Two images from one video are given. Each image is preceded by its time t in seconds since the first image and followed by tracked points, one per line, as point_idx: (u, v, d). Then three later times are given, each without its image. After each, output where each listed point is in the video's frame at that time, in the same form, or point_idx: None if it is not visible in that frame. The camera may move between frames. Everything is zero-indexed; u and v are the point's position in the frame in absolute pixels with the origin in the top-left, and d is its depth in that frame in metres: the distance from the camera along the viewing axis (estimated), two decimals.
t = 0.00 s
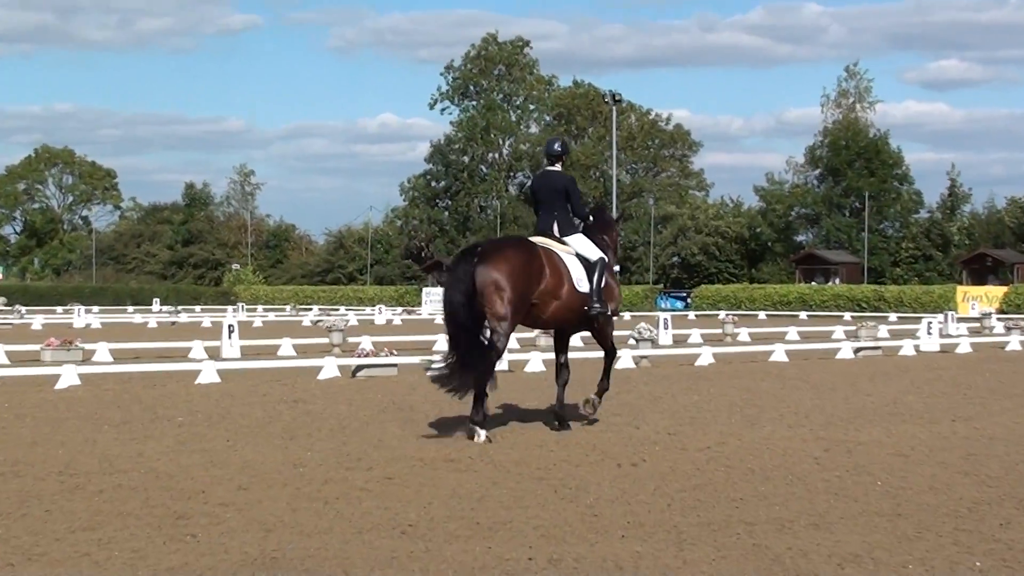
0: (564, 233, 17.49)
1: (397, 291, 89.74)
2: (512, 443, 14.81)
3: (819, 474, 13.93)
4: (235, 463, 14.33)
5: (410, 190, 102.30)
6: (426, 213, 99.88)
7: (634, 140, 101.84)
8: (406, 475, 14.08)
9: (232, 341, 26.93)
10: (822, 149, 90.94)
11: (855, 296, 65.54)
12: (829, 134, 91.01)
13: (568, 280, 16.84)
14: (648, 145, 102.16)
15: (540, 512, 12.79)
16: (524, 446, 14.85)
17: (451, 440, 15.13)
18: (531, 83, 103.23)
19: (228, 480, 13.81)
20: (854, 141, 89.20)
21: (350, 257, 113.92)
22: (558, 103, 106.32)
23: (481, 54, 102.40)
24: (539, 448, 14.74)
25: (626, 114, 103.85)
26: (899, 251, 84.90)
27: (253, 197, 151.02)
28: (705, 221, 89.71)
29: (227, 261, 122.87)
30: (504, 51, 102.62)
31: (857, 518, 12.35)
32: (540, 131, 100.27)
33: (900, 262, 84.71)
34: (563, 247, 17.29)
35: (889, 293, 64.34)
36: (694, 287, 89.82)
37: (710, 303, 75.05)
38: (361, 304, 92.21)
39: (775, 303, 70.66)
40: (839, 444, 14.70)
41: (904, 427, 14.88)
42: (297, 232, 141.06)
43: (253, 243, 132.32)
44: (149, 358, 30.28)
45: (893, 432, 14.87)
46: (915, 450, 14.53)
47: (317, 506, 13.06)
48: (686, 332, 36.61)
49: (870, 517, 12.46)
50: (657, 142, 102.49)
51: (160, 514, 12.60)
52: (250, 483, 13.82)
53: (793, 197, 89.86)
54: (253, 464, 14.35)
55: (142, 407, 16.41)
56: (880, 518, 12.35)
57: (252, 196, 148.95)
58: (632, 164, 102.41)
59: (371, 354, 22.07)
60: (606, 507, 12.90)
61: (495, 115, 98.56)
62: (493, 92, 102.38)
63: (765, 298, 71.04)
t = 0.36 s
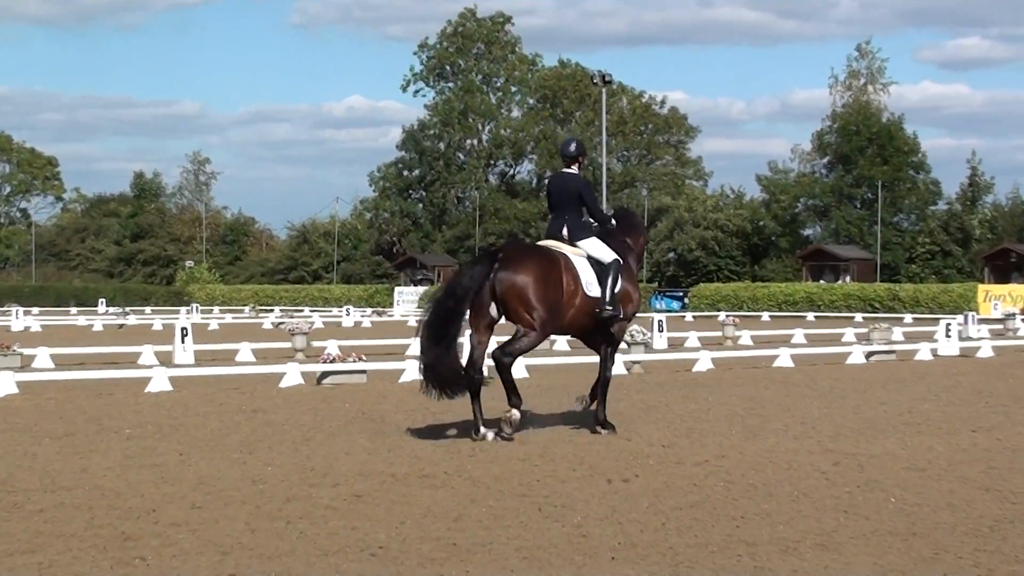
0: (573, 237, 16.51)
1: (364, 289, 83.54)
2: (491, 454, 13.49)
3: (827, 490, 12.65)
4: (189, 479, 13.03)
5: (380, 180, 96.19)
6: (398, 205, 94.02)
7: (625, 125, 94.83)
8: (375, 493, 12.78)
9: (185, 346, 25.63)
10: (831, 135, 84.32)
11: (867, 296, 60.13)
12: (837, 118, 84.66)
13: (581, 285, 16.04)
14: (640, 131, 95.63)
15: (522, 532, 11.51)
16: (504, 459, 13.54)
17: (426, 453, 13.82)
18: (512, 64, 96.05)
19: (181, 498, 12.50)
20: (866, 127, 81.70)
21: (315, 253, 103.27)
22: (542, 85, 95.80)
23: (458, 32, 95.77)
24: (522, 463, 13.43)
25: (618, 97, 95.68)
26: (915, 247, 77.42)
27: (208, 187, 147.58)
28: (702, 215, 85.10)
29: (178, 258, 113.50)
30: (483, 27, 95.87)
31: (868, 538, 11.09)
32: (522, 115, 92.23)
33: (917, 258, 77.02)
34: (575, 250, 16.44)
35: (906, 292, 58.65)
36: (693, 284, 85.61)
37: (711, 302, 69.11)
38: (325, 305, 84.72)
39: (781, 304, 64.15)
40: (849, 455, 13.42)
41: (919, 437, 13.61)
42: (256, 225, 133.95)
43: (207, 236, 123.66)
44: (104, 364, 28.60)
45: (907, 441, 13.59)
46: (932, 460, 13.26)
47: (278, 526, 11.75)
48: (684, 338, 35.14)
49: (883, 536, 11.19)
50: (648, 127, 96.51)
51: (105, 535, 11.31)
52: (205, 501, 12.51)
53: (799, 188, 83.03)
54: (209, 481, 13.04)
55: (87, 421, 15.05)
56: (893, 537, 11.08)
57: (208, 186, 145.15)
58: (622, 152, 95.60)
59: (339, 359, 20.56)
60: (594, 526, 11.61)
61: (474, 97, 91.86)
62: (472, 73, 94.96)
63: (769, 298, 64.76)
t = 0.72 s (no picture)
0: (595, 232, 15.80)
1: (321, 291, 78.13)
2: (462, 470, 12.26)
3: (831, 510, 11.39)
4: (129, 502, 11.70)
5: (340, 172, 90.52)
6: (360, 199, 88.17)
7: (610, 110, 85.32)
8: (334, 515, 11.48)
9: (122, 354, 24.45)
10: (835, 119, 82.84)
11: (874, 296, 56.77)
12: (842, 105, 82.68)
13: (605, 281, 15.25)
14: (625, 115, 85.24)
15: (495, 556, 10.22)
16: (476, 477, 12.30)
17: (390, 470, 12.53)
18: (484, 44, 90.09)
19: (119, 522, 11.15)
20: (873, 110, 80.45)
21: (268, 252, 95.84)
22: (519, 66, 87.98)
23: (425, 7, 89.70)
24: (497, 483, 12.18)
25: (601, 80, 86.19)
26: (926, 242, 75.63)
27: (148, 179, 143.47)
28: (694, 209, 82.07)
29: (118, 257, 105.24)
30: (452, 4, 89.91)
31: (879, 562, 9.82)
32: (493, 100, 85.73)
33: (928, 254, 75.17)
34: (596, 247, 15.69)
35: (917, 290, 55.74)
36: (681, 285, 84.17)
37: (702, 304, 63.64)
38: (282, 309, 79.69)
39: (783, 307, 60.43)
40: (855, 470, 12.22)
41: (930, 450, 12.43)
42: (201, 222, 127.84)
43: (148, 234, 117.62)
44: (51, 373, 27.05)
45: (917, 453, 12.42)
46: (944, 474, 12.09)
47: (227, 552, 10.42)
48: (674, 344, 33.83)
49: (894, 560, 9.92)
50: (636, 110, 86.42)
51: (33, 562, 9.96)
52: (146, 525, 11.18)
53: (801, 178, 81.34)
54: (151, 503, 11.71)
55: (15, 443, 13.66)
56: (905, 562, 9.80)
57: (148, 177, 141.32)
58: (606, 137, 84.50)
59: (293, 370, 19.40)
60: (574, 551, 10.34)
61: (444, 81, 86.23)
62: (440, 54, 89.37)
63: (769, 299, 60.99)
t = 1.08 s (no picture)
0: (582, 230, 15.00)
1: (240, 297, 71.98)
2: (397, 498, 11.13)
3: (802, 541, 10.20)
4: (25, 534, 10.29)
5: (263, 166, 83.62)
6: (286, 196, 81.65)
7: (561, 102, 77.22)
8: (255, 546, 10.13)
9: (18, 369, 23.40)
10: (808, 109, 77.77)
11: (849, 305, 51.07)
12: (816, 95, 77.28)
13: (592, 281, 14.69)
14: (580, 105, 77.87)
15: None
16: (410, 504, 11.16)
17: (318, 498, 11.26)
18: (424, 25, 84.40)
19: (12, 555, 9.71)
20: (850, 102, 75.11)
21: (183, 253, 90.43)
22: (461, 51, 81.39)
23: None
24: (435, 513, 10.95)
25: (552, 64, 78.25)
26: (907, 245, 70.45)
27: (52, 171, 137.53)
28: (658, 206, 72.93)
29: (15, 260, 103.28)
30: None
31: None
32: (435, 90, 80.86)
33: (909, 259, 69.77)
34: (582, 244, 14.94)
35: (897, 300, 49.99)
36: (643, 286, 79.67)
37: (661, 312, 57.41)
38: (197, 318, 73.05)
39: (750, 316, 53.84)
40: (826, 496, 11.14)
41: (909, 475, 11.36)
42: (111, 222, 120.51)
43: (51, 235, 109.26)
44: None
45: (896, 478, 11.33)
46: (925, 500, 11.02)
47: None
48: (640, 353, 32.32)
49: None
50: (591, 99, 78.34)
51: None
52: (43, 556, 9.76)
53: (770, 174, 75.97)
54: (49, 535, 10.30)
55: None
56: None
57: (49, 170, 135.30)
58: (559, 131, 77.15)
59: (211, 385, 18.10)
60: None
61: (378, 66, 80.24)
62: (376, 36, 83.39)
63: (734, 308, 54.38)
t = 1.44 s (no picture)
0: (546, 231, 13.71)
1: (132, 306, 60.72)
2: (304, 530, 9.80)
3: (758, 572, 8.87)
4: None
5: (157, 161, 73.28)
6: (181, 193, 70.57)
7: (486, 84, 66.29)
8: None
9: None
10: (761, 96, 70.61)
11: (807, 312, 44.79)
12: (770, 81, 70.12)
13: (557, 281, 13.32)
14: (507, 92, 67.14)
15: None
16: (322, 536, 9.88)
17: (213, 531, 9.85)
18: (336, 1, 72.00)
19: None
20: (808, 88, 68.34)
21: (66, 257, 81.64)
22: (376, 31, 70.45)
23: None
24: (345, 545, 9.59)
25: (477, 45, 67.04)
26: (869, 246, 64.37)
27: None
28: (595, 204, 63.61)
29: None
30: None
31: None
32: (348, 73, 68.63)
33: (874, 262, 63.56)
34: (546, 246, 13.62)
35: (858, 306, 43.85)
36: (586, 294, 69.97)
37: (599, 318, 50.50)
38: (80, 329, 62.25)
39: (697, 326, 47.17)
40: (781, 526, 9.94)
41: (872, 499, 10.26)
42: None
43: None
44: None
45: (858, 505, 10.19)
46: (892, 529, 9.81)
47: None
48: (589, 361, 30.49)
49: None
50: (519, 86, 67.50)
51: None
52: None
53: (719, 168, 68.91)
54: None
55: None
56: None
57: None
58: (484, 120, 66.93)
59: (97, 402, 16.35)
60: None
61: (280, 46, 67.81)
62: (280, 14, 71.05)
63: (680, 315, 47.65)
